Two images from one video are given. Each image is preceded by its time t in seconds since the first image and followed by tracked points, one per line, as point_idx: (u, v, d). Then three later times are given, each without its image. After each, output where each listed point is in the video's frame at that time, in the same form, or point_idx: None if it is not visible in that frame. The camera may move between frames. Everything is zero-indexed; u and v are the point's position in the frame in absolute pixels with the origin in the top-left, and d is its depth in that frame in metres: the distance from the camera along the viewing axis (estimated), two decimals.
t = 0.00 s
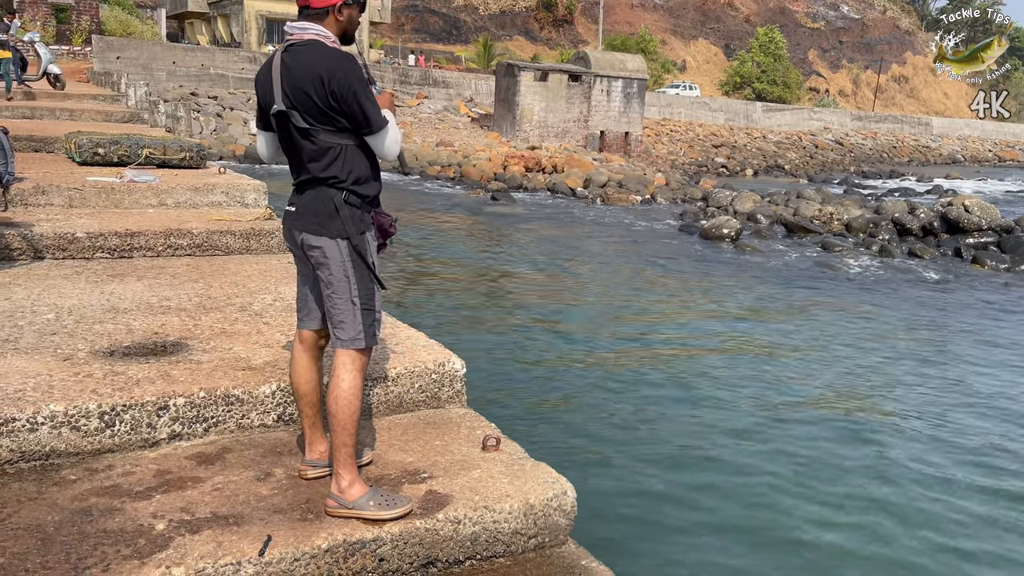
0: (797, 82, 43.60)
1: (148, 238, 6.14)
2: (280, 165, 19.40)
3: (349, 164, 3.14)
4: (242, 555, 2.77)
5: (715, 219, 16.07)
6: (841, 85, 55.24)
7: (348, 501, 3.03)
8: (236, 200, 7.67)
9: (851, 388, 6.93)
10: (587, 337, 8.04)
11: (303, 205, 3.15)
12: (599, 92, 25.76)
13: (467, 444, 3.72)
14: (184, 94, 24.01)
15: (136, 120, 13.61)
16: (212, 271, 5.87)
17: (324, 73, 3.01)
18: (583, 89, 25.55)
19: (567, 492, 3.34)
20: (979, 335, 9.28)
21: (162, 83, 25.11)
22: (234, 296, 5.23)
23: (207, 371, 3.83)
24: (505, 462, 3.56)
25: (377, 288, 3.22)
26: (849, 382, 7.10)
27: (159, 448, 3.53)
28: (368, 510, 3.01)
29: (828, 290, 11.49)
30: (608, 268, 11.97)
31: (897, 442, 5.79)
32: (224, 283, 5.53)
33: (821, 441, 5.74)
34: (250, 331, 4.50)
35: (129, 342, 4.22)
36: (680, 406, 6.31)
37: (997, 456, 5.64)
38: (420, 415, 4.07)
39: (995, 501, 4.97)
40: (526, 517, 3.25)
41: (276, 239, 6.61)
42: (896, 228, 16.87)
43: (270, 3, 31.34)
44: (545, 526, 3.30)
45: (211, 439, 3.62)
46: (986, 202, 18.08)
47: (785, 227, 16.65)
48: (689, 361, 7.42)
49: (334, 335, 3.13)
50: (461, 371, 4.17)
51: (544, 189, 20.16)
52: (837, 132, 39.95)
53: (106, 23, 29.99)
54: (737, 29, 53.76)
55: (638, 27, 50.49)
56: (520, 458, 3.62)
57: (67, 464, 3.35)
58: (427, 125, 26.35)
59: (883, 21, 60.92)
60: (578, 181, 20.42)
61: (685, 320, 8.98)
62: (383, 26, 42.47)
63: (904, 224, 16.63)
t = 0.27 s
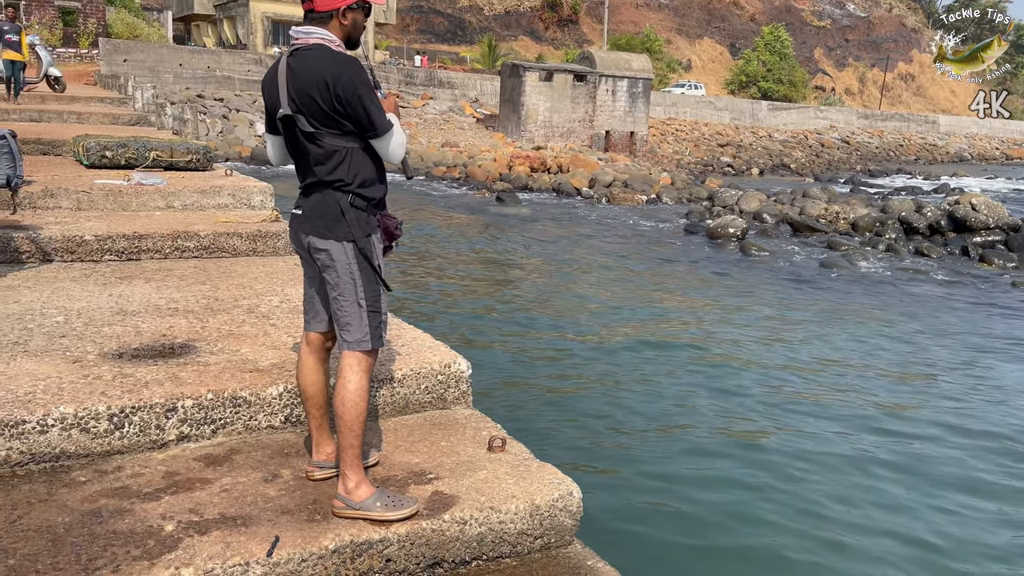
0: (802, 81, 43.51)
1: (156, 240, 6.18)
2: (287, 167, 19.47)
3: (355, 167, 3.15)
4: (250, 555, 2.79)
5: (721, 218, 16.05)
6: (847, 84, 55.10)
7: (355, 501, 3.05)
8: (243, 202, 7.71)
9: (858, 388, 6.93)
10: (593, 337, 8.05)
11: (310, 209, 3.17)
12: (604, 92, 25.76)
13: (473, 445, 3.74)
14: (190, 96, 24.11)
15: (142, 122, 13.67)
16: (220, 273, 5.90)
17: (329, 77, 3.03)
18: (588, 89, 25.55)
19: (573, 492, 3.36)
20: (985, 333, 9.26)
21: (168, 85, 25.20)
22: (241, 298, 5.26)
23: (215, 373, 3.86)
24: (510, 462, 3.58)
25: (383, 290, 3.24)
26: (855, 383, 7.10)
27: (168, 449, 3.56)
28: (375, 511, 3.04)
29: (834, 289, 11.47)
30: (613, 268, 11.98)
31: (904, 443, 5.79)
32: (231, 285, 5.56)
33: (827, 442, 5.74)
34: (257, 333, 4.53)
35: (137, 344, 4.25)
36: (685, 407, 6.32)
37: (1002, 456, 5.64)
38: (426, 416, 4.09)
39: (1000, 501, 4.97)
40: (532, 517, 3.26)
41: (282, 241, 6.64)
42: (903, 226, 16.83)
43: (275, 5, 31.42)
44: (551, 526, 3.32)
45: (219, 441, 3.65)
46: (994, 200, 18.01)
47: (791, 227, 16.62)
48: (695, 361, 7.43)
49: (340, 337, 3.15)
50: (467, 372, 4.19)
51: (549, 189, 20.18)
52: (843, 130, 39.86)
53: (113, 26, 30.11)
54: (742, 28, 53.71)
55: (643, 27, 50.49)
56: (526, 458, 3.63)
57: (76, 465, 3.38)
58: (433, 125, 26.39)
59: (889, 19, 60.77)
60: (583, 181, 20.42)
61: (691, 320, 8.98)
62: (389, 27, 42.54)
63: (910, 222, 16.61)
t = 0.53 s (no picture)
0: (811, 82, 43.41)
1: (168, 245, 6.23)
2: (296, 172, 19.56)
3: (365, 171, 3.18)
4: (264, 558, 2.82)
5: (730, 220, 15.99)
6: (856, 84, 54.91)
7: (368, 502, 3.08)
8: (253, 207, 7.76)
9: (868, 390, 6.92)
10: (602, 339, 8.06)
11: (321, 212, 3.20)
12: (612, 94, 25.76)
13: (484, 446, 3.75)
14: (200, 102, 24.25)
15: (153, 128, 13.76)
16: (231, 277, 5.93)
17: (340, 82, 3.06)
18: (596, 92, 25.54)
19: (584, 493, 3.37)
20: (996, 334, 9.22)
21: (178, 91, 25.37)
22: (253, 302, 5.30)
23: (227, 376, 3.89)
24: (521, 464, 3.59)
25: (394, 293, 3.26)
26: (865, 384, 7.08)
27: (181, 451, 3.59)
28: (387, 512, 3.06)
29: (843, 290, 11.44)
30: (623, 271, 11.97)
31: (915, 446, 5.78)
32: (242, 289, 5.60)
33: (837, 444, 5.74)
34: (269, 336, 4.56)
35: (150, 348, 4.29)
36: (695, 409, 6.33)
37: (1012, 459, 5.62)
38: (436, 418, 4.11)
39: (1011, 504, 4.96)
40: (544, 519, 3.28)
41: (292, 245, 6.68)
42: (913, 227, 16.75)
43: (284, 11, 31.57)
44: (563, 528, 3.33)
45: (232, 443, 3.67)
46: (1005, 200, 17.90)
47: (800, 228, 16.58)
48: (705, 364, 7.43)
49: (352, 339, 3.18)
50: (478, 374, 4.21)
51: (557, 193, 20.18)
52: (852, 131, 39.74)
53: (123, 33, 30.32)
54: (750, 29, 53.66)
55: (651, 29, 50.53)
56: (537, 460, 3.65)
57: (92, 468, 3.42)
58: (441, 129, 26.45)
59: (898, 19, 60.64)
60: (591, 184, 20.41)
61: (700, 322, 8.99)
62: (396, 32, 42.66)
63: (921, 223, 16.54)
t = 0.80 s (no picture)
0: (818, 87, 43.35)
1: (177, 255, 6.26)
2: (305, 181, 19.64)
3: (372, 180, 3.19)
4: (274, 566, 2.83)
5: (739, 226, 15.94)
6: (864, 89, 54.74)
7: (377, 511, 3.08)
8: (262, 217, 7.80)
9: (878, 396, 6.90)
10: (611, 346, 8.05)
11: (328, 221, 3.21)
12: (619, 101, 25.78)
13: (492, 454, 3.76)
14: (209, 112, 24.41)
15: (163, 139, 13.86)
16: (240, 286, 5.96)
17: (347, 92, 3.08)
18: (603, 99, 25.57)
19: (594, 501, 3.37)
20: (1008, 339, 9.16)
21: (187, 102, 25.51)
22: (261, 310, 5.32)
23: (237, 385, 3.90)
24: (530, 471, 3.59)
25: (402, 301, 3.27)
26: (875, 389, 7.06)
27: (191, 460, 3.60)
28: (396, 520, 3.06)
29: (852, 296, 11.39)
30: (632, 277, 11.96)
31: (926, 452, 5.76)
32: (251, 298, 5.62)
33: (848, 450, 5.72)
34: (278, 345, 4.58)
35: (160, 357, 4.31)
36: (705, 416, 6.31)
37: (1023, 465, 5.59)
38: (445, 425, 4.11)
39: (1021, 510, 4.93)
40: (553, 526, 3.27)
41: (301, 254, 6.71)
42: (923, 231, 16.67)
43: (292, 21, 31.74)
44: (572, 535, 3.33)
45: (242, 452, 3.69)
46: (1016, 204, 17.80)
47: (810, 234, 16.52)
48: (714, 370, 7.41)
49: (360, 347, 3.19)
50: (486, 382, 4.22)
51: (565, 200, 20.19)
52: (861, 135, 39.63)
53: (133, 45, 30.55)
54: (757, 35, 53.65)
55: (658, 35, 50.63)
56: (546, 467, 3.64)
57: (102, 477, 3.44)
58: (449, 137, 26.51)
59: (906, 23, 60.53)
60: (599, 191, 20.41)
61: (709, 328, 8.97)
62: (404, 41, 42.83)
63: (932, 227, 16.46)
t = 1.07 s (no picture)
0: (824, 95, 43.39)
1: (185, 269, 6.29)
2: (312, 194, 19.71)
3: (375, 195, 3.20)
4: None
5: (745, 236, 15.91)
6: (870, 97, 54.70)
7: (383, 525, 3.08)
8: (268, 230, 7.82)
9: (886, 405, 6.87)
10: (618, 357, 8.03)
11: (333, 235, 3.22)
12: (625, 112, 25.83)
13: (499, 466, 3.75)
14: (217, 127, 24.55)
15: (171, 154, 13.93)
16: (246, 300, 5.98)
17: (350, 107, 3.09)
18: (608, 110, 25.62)
19: (600, 513, 3.36)
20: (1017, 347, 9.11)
21: (195, 116, 25.66)
22: (268, 324, 5.33)
23: (243, 399, 3.91)
24: (536, 484, 3.58)
25: (406, 314, 3.27)
26: (882, 398, 7.03)
27: (198, 474, 3.61)
28: (402, 534, 3.06)
29: (860, 305, 11.35)
30: (638, 287, 11.95)
31: (937, 461, 5.71)
32: (258, 312, 5.63)
33: (857, 460, 5.68)
34: (284, 359, 4.58)
35: (167, 371, 4.33)
36: (712, 426, 6.29)
37: None
38: (451, 438, 4.11)
39: None
40: (559, 539, 3.27)
41: (308, 268, 6.73)
42: (931, 239, 16.61)
43: (298, 35, 31.94)
44: (579, 548, 3.32)
45: (248, 466, 3.69)
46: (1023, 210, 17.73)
47: (816, 243, 16.48)
48: (722, 380, 7.38)
49: (365, 361, 3.19)
50: (492, 395, 4.21)
51: (571, 211, 20.21)
52: (867, 144, 39.60)
53: (141, 61, 30.78)
54: (762, 44, 53.75)
55: (662, 46, 50.79)
56: (552, 480, 3.63)
57: (109, 492, 3.44)
58: (454, 149, 26.59)
59: (910, 31, 60.55)
60: (605, 202, 20.43)
61: (717, 338, 8.94)
62: (410, 54, 43.06)
63: (939, 235, 16.42)
